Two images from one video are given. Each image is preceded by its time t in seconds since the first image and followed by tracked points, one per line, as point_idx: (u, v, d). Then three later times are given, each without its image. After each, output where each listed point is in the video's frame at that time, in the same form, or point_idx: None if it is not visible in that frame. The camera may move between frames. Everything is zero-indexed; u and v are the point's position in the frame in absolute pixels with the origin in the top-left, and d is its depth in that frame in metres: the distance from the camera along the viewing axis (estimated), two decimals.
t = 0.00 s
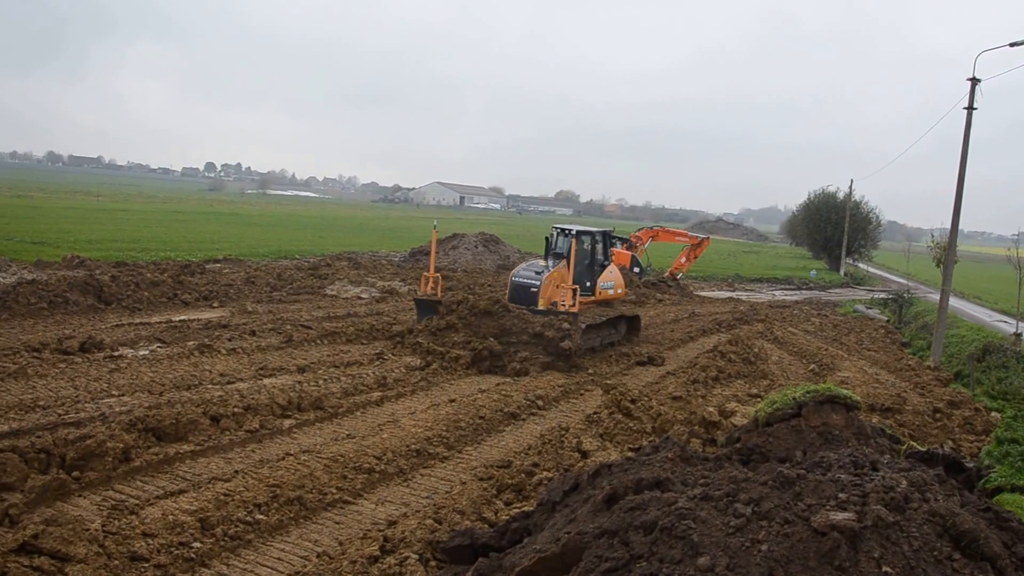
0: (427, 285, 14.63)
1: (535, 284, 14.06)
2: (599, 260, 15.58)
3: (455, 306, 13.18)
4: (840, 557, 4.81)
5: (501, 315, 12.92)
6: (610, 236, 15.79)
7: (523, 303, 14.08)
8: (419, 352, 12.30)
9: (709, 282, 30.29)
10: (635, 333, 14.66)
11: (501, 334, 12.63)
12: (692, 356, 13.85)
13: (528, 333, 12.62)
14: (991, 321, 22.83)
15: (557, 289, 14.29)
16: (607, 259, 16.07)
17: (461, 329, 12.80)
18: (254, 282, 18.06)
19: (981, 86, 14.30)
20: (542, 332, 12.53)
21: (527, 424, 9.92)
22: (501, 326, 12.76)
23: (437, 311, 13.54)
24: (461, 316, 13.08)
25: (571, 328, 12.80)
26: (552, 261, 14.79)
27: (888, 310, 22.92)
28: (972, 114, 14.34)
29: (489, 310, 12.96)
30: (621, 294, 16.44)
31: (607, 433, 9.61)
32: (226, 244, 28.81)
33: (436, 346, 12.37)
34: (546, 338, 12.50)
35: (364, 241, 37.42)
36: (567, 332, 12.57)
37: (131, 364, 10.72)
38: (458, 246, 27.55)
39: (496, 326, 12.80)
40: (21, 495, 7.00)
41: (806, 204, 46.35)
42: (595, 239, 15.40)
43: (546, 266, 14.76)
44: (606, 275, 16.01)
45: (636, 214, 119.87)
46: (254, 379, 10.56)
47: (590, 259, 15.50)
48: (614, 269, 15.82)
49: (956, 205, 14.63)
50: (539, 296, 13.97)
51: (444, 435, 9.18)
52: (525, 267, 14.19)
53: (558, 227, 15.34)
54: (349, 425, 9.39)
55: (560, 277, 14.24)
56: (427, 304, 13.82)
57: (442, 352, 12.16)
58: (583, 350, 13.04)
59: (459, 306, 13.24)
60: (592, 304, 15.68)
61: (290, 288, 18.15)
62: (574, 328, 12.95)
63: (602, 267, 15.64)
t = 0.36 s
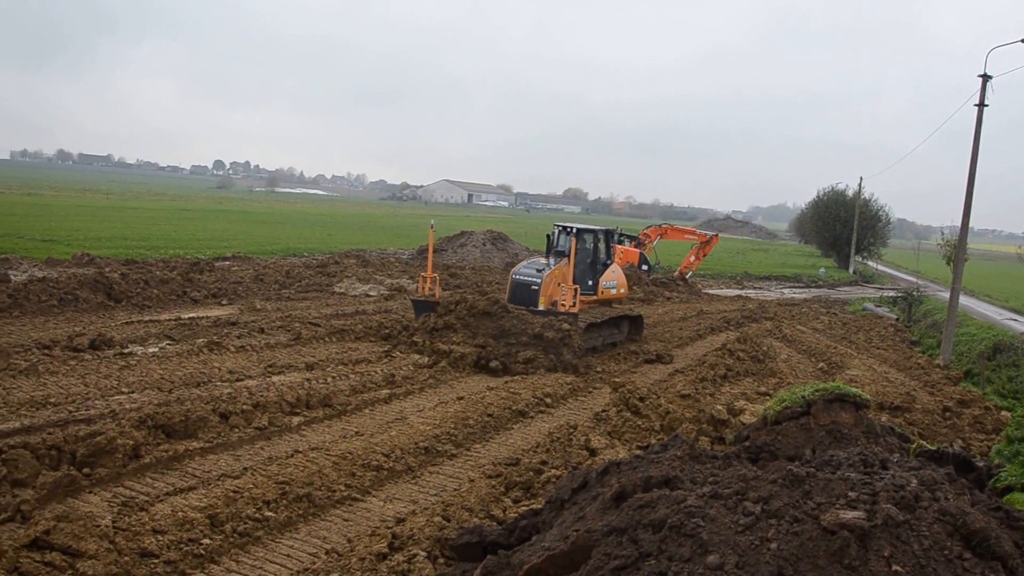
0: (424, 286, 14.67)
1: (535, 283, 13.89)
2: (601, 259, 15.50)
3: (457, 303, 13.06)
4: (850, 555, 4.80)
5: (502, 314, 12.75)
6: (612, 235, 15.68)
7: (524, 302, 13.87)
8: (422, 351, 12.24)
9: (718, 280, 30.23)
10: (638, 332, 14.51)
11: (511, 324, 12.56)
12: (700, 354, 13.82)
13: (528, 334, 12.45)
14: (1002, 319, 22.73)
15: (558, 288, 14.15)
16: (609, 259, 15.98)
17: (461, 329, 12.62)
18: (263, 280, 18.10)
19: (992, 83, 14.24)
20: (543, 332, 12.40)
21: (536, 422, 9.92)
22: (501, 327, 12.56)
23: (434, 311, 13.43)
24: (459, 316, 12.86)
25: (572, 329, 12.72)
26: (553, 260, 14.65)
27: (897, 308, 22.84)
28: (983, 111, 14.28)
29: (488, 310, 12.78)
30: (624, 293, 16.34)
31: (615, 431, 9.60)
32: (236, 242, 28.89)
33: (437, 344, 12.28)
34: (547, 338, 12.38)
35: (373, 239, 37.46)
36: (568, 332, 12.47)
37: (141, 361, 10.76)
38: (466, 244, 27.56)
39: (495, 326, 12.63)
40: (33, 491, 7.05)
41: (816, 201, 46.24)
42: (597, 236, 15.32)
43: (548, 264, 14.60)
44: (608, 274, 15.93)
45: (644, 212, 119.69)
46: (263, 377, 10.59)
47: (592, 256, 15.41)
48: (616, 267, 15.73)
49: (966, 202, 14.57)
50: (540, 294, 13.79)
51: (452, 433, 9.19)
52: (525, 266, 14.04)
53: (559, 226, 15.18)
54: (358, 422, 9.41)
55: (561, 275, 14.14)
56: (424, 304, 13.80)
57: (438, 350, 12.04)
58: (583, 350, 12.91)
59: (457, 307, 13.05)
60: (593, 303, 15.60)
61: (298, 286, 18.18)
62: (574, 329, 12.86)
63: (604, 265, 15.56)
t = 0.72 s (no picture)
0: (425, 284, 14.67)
1: (536, 282, 13.83)
2: (604, 257, 15.42)
3: (457, 301, 13.05)
4: (860, 554, 4.79)
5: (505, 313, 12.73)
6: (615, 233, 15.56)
7: (525, 300, 13.86)
8: (429, 348, 12.27)
9: (727, 278, 30.18)
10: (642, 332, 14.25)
11: (522, 319, 12.58)
12: (710, 352, 13.80)
13: (529, 334, 12.40)
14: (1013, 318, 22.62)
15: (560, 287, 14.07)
16: (613, 257, 15.85)
17: (459, 326, 12.62)
18: (272, 277, 18.15)
19: (1004, 79, 14.17)
20: (544, 332, 12.35)
21: (545, 420, 9.92)
22: (503, 326, 12.60)
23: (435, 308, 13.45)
24: (458, 314, 12.86)
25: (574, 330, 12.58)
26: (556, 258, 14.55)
27: (908, 306, 22.75)
28: (995, 107, 14.20)
29: (488, 309, 12.79)
30: (628, 292, 16.25)
31: (624, 429, 9.59)
32: (245, 239, 28.95)
33: (443, 340, 12.30)
34: (549, 338, 12.32)
35: (383, 237, 37.49)
36: (570, 332, 12.44)
37: (151, 359, 10.80)
38: (475, 242, 27.57)
39: (495, 326, 12.62)
40: (46, 487, 7.10)
41: (826, 199, 46.09)
42: (600, 235, 15.25)
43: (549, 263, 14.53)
44: (611, 273, 15.88)
45: (653, 210, 119.52)
46: (273, 374, 10.62)
47: (594, 255, 15.34)
48: (619, 265, 15.65)
49: (978, 199, 14.49)
50: (541, 292, 13.78)
51: (461, 430, 9.20)
52: (526, 265, 13.99)
53: (561, 224, 15.08)
54: (367, 419, 9.43)
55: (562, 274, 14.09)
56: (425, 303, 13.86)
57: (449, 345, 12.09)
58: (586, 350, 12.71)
59: (458, 304, 13.02)
60: (596, 302, 15.51)
61: (308, 284, 18.23)
62: (576, 329, 12.73)
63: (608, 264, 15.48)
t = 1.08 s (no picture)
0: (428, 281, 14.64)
1: (540, 281, 13.70)
2: (608, 254, 15.21)
3: (462, 298, 12.88)
4: (872, 553, 4.77)
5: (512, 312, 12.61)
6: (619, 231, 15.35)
7: (528, 299, 13.76)
8: (436, 343, 12.17)
9: (737, 275, 30.11)
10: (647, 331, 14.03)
11: (531, 315, 12.54)
12: (719, 349, 13.76)
13: (532, 333, 12.28)
14: None
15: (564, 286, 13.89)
16: (617, 255, 15.63)
17: (463, 325, 12.48)
18: (282, 275, 18.19)
19: (1017, 75, 14.08)
20: (547, 332, 12.20)
21: (554, 417, 9.92)
22: (506, 325, 12.43)
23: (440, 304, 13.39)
24: (462, 312, 12.66)
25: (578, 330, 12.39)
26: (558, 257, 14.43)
27: (919, 304, 22.65)
28: (1008, 103, 14.12)
29: (491, 308, 12.60)
30: (632, 291, 16.01)
31: (634, 426, 9.58)
32: (255, 237, 29.03)
33: (451, 335, 12.26)
34: (553, 339, 12.18)
35: (393, 234, 37.56)
36: (574, 332, 12.25)
37: (162, 356, 10.84)
38: (485, 239, 27.58)
39: (497, 325, 12.44)
40: (58, 483, 7.14)
41: (836, 196, 45.93)
42: (603, 231, 15.06)
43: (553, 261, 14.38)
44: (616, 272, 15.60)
45: (662, 207, 119.30)
46: (283, 371, 10.65)
47: (598, 252, 15.12)
48: (623, 263, 15.42)
49: (990, 196, 14.41)
50: (545, 290, 13.67)
51: (471, 428, 9.20)
52: (529, 263, 13.87)
53: (564, 222, 14.95)
54: (377, 417, 9.45)
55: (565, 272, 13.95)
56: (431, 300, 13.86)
57: (454, 343, 11.97)
58: (590, 350, 12.53)
59: (461, 302, 12.90)
60: (600, 301, 15.29)
61: (318, 281, 18.27)
62: (580, 328, 12.53)
63: (611, 261, 15.27)
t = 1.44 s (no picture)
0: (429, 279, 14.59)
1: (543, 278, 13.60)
2: (613, 253, 14.98)
3: (463, 295, 12.87)
4: (885, 552, 4.74)
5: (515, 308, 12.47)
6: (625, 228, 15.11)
7: (531, 296, 13.65)
8: (442, 341, 12.13)
9: (749, 272, 30.01)
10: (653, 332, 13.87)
11: (541, 312, 12.53)
12: (731, 347, 13.72)
13: (535, 331, 12.16)
14: None
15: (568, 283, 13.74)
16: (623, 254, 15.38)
17: (464, 323, 12.39)
18: (293, 272, 18.22)
19: None
20: (551, 330, 12.10)
21: (565, 415, 9.91)
22: (509, 323, 12.25)
23: (439, 301, 13.40)
24: (464, 310, 12.58)
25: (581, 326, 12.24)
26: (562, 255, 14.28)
27: (932, 302, 22.51)
28: (1022, 100, 14.00)
29: (494, 306, 12.40)
30: (638, 290, 15.72)
31: (645, 424, 9.56)
32: (266, 235, 29.09)
33: (452, 335, 12.18)
34: (556, 336, 12.06)
35: (404, 231, 37.58)
36: (578, 329, 12.11)
37: (174, 353, 10.89)
38: (495, 236, 27.58)
39: (501, 323, 12.32)
40: (72, 480, 7.19)
41: (848, 193, 45.72)
42: (608, 229, 14.85)
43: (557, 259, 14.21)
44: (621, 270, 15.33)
45: (672, 204, 119.04)
46: (294, 369, 10.67)
47: (603, 250, 14.89)
48: (629, 262, 15.16)
49: (1004, 193, 14.29)
50: (548, 288, 13.53)
51: (482, 425, 9.20)
52: (533, 260, 13.77)
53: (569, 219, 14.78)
54: (388, 414, 9.46)
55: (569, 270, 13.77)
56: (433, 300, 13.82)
57: (457, 342, 11.88)
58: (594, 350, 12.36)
59: (462, 300, 12.86)
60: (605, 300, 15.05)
61: (328, 279, 18.30)
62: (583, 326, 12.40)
63: (617, 260, 15.02)
